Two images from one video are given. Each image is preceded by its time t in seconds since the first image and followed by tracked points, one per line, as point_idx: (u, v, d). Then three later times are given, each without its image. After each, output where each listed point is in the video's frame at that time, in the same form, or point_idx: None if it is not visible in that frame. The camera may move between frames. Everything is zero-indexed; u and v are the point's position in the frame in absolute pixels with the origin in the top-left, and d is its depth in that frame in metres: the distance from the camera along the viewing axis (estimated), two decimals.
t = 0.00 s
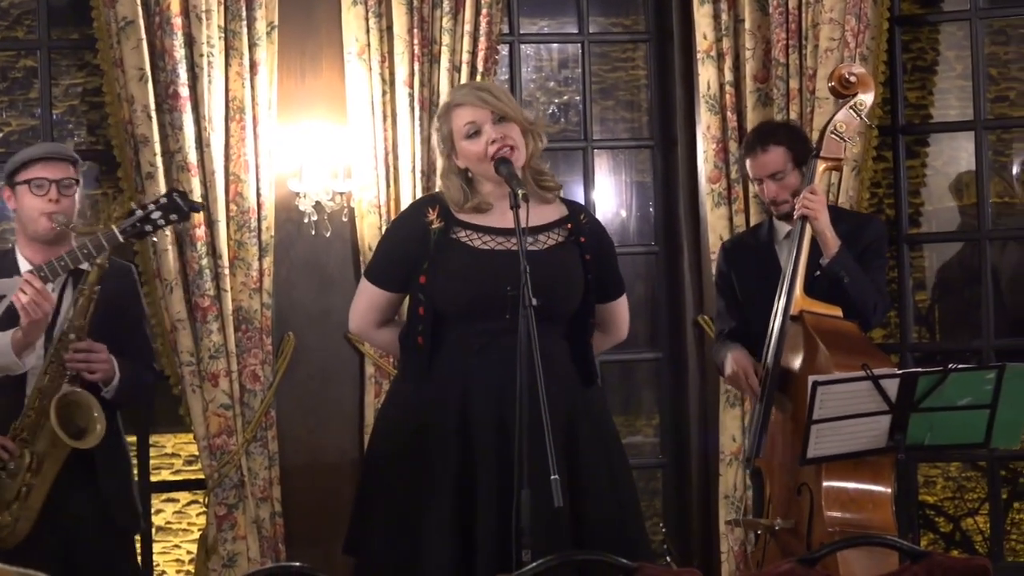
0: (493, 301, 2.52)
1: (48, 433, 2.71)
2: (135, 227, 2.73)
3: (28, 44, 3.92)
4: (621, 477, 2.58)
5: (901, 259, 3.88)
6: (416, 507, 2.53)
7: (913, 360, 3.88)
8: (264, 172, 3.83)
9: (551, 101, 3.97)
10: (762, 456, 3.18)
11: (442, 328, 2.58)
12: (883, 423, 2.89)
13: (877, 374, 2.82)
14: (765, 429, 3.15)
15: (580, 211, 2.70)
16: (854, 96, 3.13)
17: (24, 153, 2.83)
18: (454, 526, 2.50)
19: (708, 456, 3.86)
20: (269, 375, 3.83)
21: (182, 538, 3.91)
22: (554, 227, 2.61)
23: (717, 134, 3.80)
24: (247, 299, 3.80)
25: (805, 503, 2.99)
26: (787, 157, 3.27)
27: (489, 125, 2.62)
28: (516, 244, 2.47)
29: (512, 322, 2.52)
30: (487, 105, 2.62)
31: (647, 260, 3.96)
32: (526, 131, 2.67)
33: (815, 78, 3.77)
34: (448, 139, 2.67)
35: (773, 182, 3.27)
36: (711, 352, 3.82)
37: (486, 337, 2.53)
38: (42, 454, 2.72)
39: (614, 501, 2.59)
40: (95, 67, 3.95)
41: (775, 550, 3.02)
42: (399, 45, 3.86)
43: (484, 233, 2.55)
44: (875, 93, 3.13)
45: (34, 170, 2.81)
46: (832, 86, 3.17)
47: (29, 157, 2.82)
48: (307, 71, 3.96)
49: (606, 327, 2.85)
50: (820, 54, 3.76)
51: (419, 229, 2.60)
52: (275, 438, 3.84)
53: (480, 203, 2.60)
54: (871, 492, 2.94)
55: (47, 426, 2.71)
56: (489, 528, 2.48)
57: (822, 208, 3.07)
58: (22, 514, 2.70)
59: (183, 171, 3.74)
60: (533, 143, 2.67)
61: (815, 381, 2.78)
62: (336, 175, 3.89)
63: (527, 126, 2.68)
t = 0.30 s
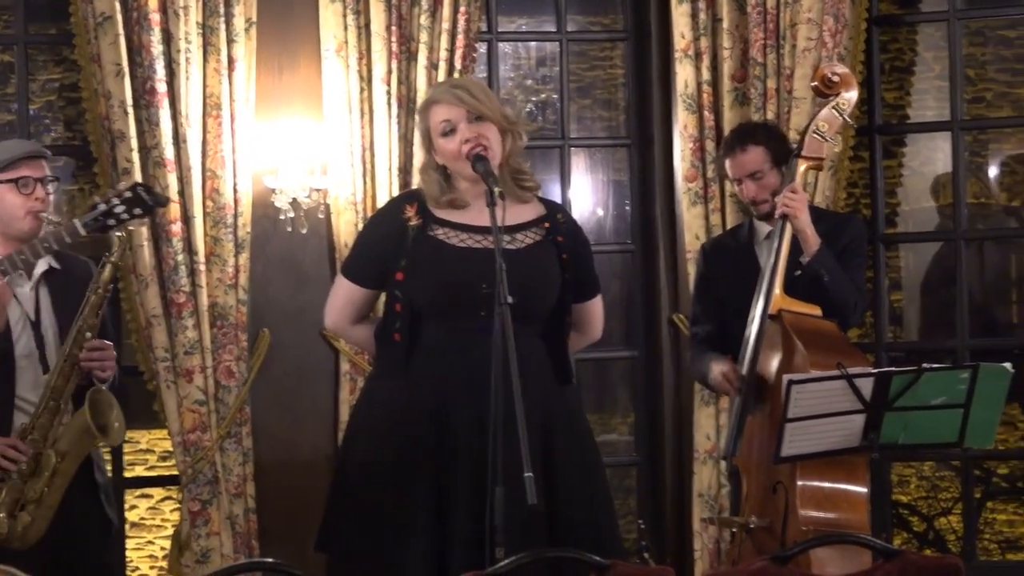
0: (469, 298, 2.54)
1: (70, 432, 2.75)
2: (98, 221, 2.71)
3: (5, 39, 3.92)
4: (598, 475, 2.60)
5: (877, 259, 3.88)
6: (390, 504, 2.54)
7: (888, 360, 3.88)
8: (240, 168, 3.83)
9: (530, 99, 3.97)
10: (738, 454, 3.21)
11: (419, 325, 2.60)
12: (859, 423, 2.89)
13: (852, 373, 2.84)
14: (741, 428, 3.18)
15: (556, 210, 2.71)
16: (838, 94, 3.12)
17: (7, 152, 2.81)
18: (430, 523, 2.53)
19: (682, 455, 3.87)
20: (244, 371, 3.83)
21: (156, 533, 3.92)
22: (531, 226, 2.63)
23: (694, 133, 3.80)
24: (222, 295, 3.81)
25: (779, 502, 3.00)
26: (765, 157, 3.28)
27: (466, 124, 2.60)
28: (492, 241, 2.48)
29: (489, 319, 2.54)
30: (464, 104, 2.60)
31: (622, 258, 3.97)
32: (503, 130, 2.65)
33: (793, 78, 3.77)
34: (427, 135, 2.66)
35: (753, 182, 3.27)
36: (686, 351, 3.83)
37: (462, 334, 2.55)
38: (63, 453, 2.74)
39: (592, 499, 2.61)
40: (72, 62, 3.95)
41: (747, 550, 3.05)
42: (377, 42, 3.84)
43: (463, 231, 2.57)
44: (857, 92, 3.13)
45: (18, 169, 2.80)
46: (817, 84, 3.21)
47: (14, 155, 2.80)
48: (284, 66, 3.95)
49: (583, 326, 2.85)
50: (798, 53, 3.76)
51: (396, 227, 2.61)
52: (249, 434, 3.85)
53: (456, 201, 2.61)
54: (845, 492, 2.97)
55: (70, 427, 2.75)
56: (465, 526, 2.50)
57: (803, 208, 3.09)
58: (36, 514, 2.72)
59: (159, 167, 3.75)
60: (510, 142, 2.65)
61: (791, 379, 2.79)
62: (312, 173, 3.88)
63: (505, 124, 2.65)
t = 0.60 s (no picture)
0: (429, 294, 2.59)
1: (84, 420, 3.29)
2: (43, 227, 2.87)
3: None
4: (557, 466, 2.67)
5: (837, 255, 3.88)
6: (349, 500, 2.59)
7: (847, 355, 3.88)
8: (201, 164, 3.82)
9: (490, 94, 3.97)
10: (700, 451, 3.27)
11: (379, 320, 2.65)
12: (815, 418, 2.97)
13: (809, 368, 2.89)
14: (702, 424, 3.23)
15: (514, 206, 2.76)
16: (801, 92, 3.22)
17: None
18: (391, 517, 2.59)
19: (641, 450, 3.88)
20: (204, 367, 3.83)
21: (116, 530, 3.91)
22: (489, 220, 2.68)
23: (654, 129, 3.79)
24: (182, 292, 3.80)
25: (740, 496, 3.06)
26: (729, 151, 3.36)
27: (427, 118, 2.67)
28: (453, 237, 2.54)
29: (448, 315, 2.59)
30: (427, 99, 2.66)
31: (583, 254, 3.97)
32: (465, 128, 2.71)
33: (753, 74, 3.77)
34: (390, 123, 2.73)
35: (716, 177, 3.35)
36: (646, 347, 3.83)
37: (421, 331, 2.60)
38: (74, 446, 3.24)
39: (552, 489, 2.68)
40: (33, 58, 3.95)
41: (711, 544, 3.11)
42: (337, 38, 3.84)
43: (421, 227, 2.62)
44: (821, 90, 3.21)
45: None
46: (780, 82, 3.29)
47: None
48: (244, 62, 3.95)
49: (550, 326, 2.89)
50: (758, 49, 3.76)
51: (355, 223, 2.67)
52: (209, 430, 3.84)
53: (412, 196, 2.66)
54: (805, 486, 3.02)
55: (83, 417, 3.29)
56: (425, 519, 2.56)
57: (767, 203, 3.17)
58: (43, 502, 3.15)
59: (119, 163, 3.73)
60: (470, 141, 2.71)
61: (749, 375, 2.83)
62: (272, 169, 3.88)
63: (466, 123, 2.71)
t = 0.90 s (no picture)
0: (378, 290, 2.55)
1: (69, 411, 3.29)
2: None
3: None
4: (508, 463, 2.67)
5: (789, 251, 3.89)
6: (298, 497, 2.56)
7: (799, 351, 3.90)
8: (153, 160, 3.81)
9: (444, 90, 3.97)
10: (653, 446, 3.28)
11: (327, 318, 2.61)
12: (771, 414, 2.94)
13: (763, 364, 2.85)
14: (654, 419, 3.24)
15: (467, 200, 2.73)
16: (752, 88, 3.26)
17: None
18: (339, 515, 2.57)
19: (594, 445, 3.89)
20: (156, 363, 3.82)
21: (69, 526, 3.92)
22: (438, 217, 2.63)
23: (607, 125, 3.80)
24: (134, 287, 3.79)
25: (692, 492, 3.07)
26: (685, 145, 3.40)
27: (382, 111, 2.62)
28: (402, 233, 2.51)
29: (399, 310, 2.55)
30: (386, 92, 2.62)
31: (537, 251, 3.98)
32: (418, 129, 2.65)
33: (705, 70, 3.77)
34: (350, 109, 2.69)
35: (671, 170, 3.40)
36: (598, 342, 3.84)
37: (372, 327, 2.58)
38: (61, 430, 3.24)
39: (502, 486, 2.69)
40: None
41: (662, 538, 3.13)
42: (289, 34, 3.83)
43: (368, 223, 2.58)
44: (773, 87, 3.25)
45: None
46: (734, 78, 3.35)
47: None
48: (196, 56, 3.94)
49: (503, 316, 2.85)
50: (710, 45, 3.76)
51: (304, 220, 2.63)
52: (162, 426, 3.83)
53: (361, 188, 2.64)
54: (758, 481, 3.04)
55: (68, 408, 3.29)
56: (375, 517, 2.55)
57: (718, 200, 3.19)
58: (34, 490, 3.15)
59: (71, 159, 3.72)
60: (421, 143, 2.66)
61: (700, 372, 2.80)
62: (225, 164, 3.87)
63: (421, 124, 2.66)
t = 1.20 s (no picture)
0: (338, 287, 2.55)
1: (54, 403, 3.44)
2: None
3: None
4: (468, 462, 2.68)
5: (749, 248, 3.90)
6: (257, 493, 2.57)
7: (759, 347, 3.90)
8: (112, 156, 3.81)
9: (404, 87, 3.98)
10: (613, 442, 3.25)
11: (285, 315, 2.61)
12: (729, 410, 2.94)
13: (721, 361, 2.85)
14: (614, 415, 3.22)
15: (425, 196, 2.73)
16: (712, 85, 3.25)
17: None
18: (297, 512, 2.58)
19: (554, 441, 3.89)
20: (116, 359, 3.81)
21: (28, 523, 3.91)
22: (395, 213, 2.64)
23: (567, 121, 3.79)
24: (94, 283, 3.78)
25: (653, 489, 3.05)
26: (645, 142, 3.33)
27: (345, 107, 2.62)
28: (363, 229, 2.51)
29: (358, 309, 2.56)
30: (352, 89, 2.62)
31: (497, 247, 3.98)
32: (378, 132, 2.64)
33: (665, 67, 3.77)
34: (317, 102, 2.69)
35: (630, 168, 3.32)
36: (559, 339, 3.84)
37: (330, 325, 2.58)
38: (46, 422, 3.40)
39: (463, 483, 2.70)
40: None
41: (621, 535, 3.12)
42: (249, 29, 3.83)
43: (325, 219, 2.58)
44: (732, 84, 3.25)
45: None
46: (693, 74, 3.29)
47: None
48: (155, 50, 3.93)
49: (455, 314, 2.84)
50: (670, 42, 3.76)
51: (261, 216, 2.63)
52: (121, 422, 3.83)
53: (319, 181, 2.64)
54: (718, 479, 3.03)
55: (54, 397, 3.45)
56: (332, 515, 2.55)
57: (677, 196, 3.17)
58: (21, 481, 3.33)
59: (30, 154, 3.70)
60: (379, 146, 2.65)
61: (662, 368, 2.79)
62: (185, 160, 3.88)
63: (383, 127, 2.65)
